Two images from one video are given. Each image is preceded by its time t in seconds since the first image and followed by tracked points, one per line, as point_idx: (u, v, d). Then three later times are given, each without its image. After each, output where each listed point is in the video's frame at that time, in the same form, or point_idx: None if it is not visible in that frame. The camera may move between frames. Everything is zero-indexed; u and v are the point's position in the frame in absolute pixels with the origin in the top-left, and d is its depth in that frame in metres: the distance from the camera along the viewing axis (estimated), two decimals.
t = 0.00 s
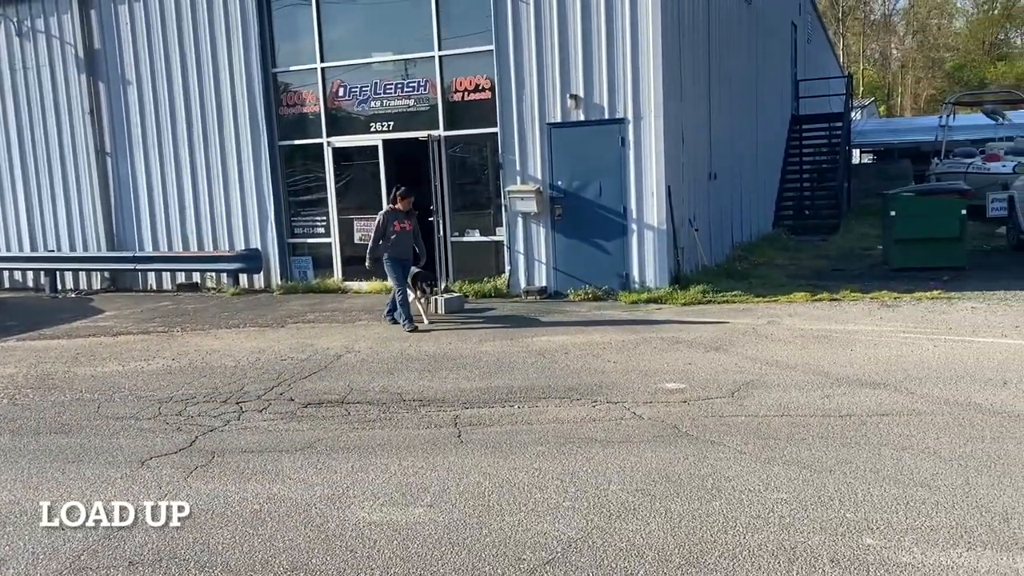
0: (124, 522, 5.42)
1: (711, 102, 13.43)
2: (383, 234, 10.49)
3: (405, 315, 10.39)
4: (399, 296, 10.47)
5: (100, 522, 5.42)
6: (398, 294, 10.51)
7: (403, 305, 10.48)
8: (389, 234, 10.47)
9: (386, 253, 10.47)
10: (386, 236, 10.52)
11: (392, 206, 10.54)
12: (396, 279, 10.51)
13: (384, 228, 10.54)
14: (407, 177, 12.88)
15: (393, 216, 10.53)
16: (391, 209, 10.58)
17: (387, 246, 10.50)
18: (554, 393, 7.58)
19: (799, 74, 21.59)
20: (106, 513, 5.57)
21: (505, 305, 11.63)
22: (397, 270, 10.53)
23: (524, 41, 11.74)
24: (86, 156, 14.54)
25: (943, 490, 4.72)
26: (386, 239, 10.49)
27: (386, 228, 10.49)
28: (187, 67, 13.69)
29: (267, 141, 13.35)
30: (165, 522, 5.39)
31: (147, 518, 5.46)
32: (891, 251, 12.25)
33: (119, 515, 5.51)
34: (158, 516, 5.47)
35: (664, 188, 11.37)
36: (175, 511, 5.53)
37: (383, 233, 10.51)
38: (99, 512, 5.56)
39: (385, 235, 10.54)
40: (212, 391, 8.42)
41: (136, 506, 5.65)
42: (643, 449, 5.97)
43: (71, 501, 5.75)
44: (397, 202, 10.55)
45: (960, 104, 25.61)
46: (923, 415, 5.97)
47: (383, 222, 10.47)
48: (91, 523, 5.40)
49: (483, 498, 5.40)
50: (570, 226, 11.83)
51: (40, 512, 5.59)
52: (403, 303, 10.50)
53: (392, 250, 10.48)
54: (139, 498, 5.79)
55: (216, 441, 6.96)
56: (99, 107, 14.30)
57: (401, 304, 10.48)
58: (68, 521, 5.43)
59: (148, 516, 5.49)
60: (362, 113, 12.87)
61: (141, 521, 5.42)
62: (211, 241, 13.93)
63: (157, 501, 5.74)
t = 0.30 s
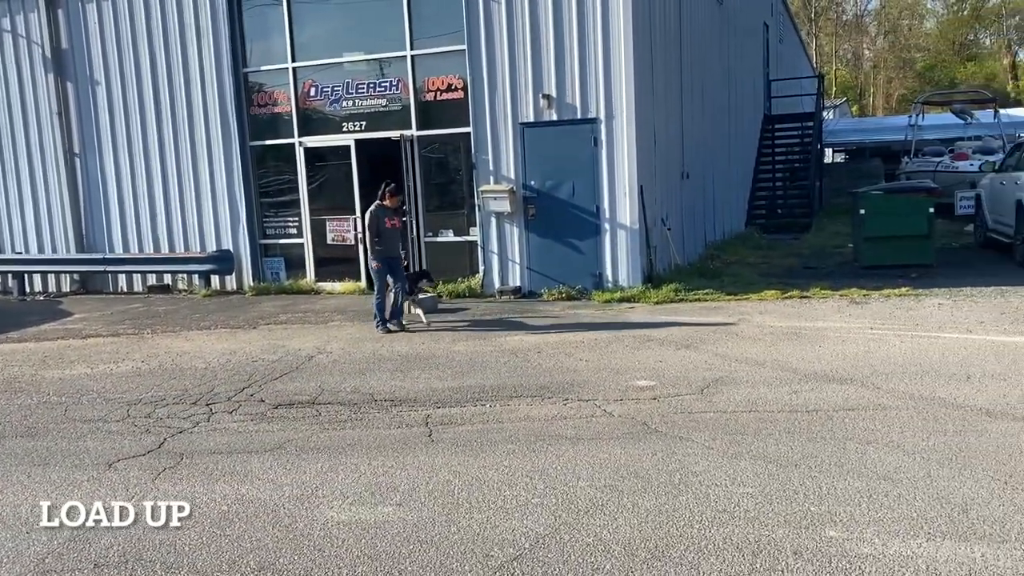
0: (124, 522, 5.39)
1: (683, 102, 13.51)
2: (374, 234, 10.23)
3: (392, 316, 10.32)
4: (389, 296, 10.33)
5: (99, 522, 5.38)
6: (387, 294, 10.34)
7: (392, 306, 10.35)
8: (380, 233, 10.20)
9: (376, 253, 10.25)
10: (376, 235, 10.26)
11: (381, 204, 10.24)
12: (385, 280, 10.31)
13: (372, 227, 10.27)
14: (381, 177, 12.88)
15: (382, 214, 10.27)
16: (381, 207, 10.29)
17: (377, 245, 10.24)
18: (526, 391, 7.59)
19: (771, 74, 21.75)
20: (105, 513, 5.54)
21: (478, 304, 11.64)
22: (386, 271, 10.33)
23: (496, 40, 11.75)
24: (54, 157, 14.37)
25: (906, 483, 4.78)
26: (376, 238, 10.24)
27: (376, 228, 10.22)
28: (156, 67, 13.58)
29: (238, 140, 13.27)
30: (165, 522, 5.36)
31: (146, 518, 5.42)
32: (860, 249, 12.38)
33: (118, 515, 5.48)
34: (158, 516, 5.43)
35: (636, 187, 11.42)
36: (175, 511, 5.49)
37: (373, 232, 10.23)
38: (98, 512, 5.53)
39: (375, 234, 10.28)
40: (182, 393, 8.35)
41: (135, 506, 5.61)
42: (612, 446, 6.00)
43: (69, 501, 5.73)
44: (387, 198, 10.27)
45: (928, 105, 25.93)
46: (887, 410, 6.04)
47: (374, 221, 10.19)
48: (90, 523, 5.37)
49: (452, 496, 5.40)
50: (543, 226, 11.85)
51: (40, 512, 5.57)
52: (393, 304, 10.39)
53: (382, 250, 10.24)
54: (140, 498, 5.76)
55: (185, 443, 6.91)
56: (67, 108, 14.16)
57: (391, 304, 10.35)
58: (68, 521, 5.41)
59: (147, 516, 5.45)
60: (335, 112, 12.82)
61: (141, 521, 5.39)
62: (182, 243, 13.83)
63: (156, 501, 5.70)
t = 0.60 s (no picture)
0: (124, 522, 5.37)
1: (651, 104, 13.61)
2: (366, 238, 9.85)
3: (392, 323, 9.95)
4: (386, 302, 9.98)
5: (99, 522, 5.37)
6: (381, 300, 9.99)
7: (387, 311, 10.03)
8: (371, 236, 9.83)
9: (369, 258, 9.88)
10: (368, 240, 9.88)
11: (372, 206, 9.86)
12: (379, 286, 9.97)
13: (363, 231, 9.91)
14: (349, 178, 12.82)
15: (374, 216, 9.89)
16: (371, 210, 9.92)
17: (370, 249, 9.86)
18: (492, 391, 7.60)
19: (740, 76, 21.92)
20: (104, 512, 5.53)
21: (448, 305, 11.65)
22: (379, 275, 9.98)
23: (464, 42, 11.77)
24: (17, 158, 14.18)
25: (857, 477, 4.86)
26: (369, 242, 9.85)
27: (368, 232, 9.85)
28: (122, 67, 13.47)
29: (205, 142, 13.20)
30: (165, 522, 5.35)
31: (146, 518, 5.41)
32: (825, 248, 12.51)
33: (118, 515, 5.47)
34: (157, 516, 5.43)
35: (603, 188, 11.49)
36: (174, 511, 5.48)
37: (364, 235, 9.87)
38: (98, 512, 5.52)
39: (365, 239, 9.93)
40: (146, 396, 8.29)
41: (135, 506, 5.60)
42: (573, 444, 6.03)
43: (69, 501, 5.73)
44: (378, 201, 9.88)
45: (894, 105, 26.28)
46: (844, 405, 6.13)
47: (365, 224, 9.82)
48: (91, 523, 5.36)
49: (413, 495, 5.41)
50: (512, 227, 11.88)
51: (39, 512, 5.56)
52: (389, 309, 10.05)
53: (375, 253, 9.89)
54: (141, 498, 5.75)
55: (147, 445, 6.87)
56: (31, 109, 13.98)
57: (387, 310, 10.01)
58: (68, 521, 5.40)
59: (147, 517, 5.44)
60: (303, 114, 12.78)
61: (141, 521, 5.37)
62: (149, 245, 13.73)
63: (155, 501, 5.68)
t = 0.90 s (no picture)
0: (124, 522, 5.41)
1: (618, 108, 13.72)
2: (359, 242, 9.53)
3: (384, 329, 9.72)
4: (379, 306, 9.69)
5: (99, 522, 5.42)
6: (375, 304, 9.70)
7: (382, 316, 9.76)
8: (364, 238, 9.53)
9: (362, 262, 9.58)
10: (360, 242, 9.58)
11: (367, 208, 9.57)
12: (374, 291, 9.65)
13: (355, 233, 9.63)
14: (316, 182, 12.79)
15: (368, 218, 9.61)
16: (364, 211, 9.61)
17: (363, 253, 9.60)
18: (458, 394, 7.61)
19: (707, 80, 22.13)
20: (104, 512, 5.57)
21: (416, 309, 11.66)
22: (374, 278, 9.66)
23: (431, 46, 11.80)
24: None
25: (811, 475, 4.94)
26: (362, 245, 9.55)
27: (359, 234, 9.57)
28: (86, 71, 13.36)
29: (171, 146, 13.12)
30: (165, 522, 5.38)
31: (147, 518, 5.45)
32: (789, 250, 12.66)
33: (118, 515, 5.52)
34: (157, 516, 5.46)
35: (571, 192, 11.55)
36: (174, 511, 5.51)
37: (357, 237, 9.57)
38: (98, 512, 5.57)
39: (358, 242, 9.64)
40: (109, 403, 8.23)
41: (135, 506, 5.64)
42: (536, 445, 6.08)
43: (70, 501, 5.79)
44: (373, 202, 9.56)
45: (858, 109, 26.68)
46: (801, 405, 6.23)
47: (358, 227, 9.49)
48: (91, 523, 5.41)
49: (375, 499, 5.43)
50: (480, 231, 11.92)
51: (40, 512, 5.62)
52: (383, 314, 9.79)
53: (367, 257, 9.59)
54: (141, 498, 5.79)
55: (110, 452, 6.82)
56: None
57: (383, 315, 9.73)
58: (68, 521, 5.45)
59: (147, 517, 5.48)
60: (271, 118, 12.75)
61: (141, 521, 5.42)
62: (115, 250, 13.60)
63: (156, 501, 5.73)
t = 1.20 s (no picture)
0: (124, 522, 5.49)
1: (584, 115, 13.81)
2: (360, 249, 9.27)
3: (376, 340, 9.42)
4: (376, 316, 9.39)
5: (99, 522, 5.50)
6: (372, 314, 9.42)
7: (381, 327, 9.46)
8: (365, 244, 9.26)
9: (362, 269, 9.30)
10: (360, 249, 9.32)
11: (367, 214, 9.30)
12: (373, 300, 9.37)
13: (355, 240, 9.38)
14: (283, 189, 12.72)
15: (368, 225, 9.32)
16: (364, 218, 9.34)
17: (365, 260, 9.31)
18: (424, 401, 7.60)
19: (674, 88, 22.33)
20: (105, 512, 5.66)
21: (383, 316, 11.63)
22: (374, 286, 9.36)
23: (398, 54, 11.81)
24: None
25: (770, 478, 5.01)
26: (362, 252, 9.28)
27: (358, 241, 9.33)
28: (48, 76, 13.22)
29: (135, 152, 13.00)
30: (165, 522, 5.45)
31: (147, 518, 5.52)
32: (753, 256, 12.80)
33: (118, 515, 5.60)
34: (157, 516, 5.54)
35: (538, 199, 11.59)
36: (174, 511, 5.59)
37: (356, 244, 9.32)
38: (98, 512, 5.65)
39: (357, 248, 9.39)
40: (71, 413, 8.12)
41: (135, 507, 5.72)
42: (501, 451, 6.09)
43: (70, 502, 5.87)
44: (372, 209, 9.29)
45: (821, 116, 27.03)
46: (763, 409, 6.32)
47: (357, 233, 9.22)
48: (91, 523, 5.49)
49: (339, 507, 5.41)
50: (448, 238, 11.92)
51: (41, 512, 5.72)
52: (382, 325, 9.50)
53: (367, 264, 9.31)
54: (141, 499, 5.88)
55: (70, 463, 6.74)
56: None
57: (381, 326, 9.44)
58: (69, 521, 5.54)
59: (147, 517, 5.55)
60: (237, 124, 12.68)
61: (141, 521, 5.49)
62: (78, 257, 13.44)
63: (155, 501, 5.81)
